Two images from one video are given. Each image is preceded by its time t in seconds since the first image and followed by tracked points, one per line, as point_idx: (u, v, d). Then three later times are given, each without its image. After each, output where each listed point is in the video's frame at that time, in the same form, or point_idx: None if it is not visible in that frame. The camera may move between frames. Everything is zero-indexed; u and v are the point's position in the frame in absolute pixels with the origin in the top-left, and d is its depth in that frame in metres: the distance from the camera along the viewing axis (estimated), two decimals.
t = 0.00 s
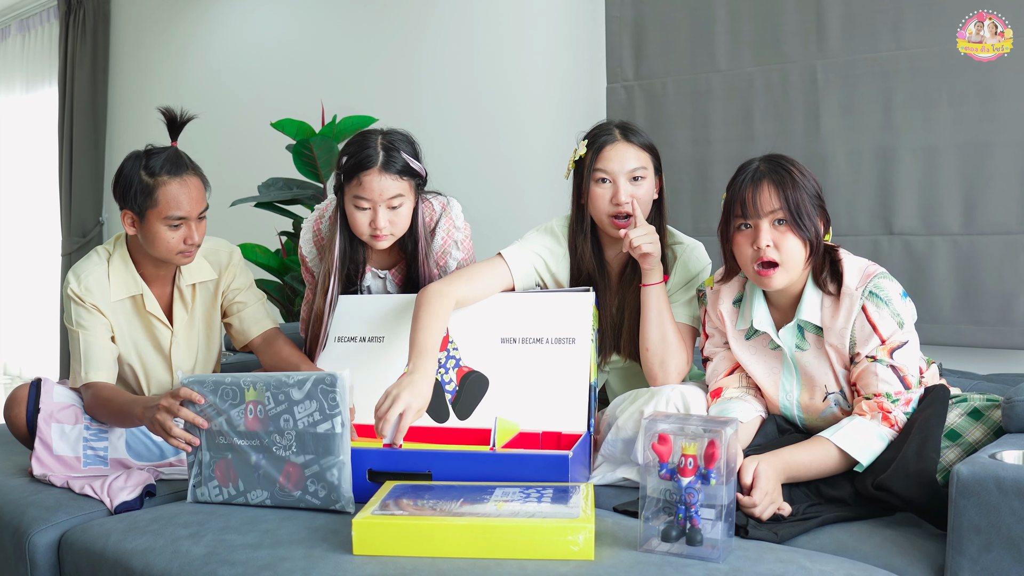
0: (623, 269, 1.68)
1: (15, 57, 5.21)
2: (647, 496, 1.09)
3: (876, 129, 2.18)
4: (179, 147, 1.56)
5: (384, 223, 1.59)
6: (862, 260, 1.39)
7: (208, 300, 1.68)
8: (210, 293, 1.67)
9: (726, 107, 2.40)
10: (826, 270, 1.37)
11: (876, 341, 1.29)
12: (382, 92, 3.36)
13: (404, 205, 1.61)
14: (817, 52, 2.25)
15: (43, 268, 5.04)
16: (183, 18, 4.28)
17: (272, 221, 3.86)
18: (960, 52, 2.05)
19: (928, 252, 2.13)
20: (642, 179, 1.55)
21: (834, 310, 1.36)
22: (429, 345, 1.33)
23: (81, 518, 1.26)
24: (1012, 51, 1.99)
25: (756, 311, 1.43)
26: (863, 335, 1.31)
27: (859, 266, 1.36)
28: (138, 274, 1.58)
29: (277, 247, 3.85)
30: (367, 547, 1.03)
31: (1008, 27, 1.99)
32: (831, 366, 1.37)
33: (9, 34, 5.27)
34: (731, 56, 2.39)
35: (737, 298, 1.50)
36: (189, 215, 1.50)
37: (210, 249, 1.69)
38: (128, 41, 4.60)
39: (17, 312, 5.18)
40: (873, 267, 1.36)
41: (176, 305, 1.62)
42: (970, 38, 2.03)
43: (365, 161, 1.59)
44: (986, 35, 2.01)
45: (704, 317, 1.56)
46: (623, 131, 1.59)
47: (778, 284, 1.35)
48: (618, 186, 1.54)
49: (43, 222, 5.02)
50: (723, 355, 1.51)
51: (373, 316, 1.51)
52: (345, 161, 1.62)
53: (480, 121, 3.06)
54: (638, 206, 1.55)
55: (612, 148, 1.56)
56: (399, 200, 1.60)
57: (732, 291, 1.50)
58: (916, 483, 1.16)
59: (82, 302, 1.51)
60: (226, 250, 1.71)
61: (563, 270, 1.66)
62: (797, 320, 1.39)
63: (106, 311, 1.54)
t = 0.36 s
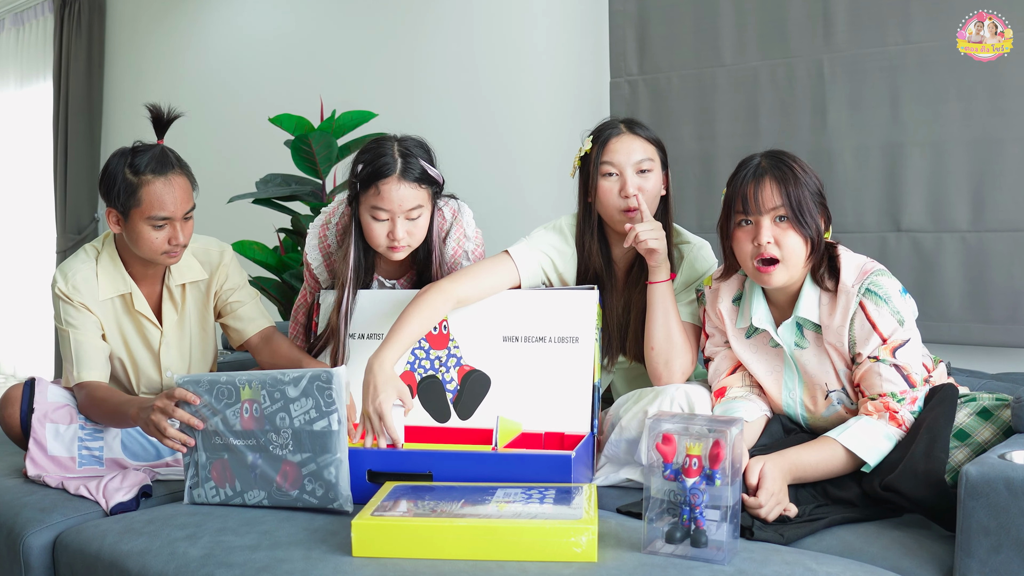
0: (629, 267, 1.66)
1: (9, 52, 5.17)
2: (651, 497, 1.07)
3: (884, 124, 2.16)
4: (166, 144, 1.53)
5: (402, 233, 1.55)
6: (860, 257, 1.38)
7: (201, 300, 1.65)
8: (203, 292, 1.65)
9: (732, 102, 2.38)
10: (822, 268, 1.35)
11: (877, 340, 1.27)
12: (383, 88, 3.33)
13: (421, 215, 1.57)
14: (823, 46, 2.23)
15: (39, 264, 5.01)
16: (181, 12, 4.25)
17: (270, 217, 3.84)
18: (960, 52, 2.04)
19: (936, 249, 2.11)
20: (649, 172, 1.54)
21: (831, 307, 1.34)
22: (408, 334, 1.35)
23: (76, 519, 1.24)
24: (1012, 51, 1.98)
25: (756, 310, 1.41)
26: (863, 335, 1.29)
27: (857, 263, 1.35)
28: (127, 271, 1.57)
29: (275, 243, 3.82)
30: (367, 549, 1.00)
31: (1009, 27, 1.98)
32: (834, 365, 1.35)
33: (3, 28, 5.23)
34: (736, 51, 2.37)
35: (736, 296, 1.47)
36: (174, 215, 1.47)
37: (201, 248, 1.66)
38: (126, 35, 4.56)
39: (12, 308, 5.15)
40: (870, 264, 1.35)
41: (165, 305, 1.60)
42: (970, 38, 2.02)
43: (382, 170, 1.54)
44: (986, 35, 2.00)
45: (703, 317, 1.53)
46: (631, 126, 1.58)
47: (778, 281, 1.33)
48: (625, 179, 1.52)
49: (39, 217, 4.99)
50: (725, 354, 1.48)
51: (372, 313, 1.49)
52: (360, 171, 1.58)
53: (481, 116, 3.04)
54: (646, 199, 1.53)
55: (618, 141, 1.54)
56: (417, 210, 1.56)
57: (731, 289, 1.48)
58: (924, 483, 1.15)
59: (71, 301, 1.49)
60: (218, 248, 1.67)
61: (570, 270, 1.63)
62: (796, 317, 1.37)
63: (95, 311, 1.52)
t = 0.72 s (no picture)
0: (633, 264, 1.63)
1: (3, 46, 5.13)
2: (655, 498, 1.05)
3: (892, 119, 2.14)
4: (164, 145, 1.51)
5: (389, 236, 1.54)
6: (864, 255, 1.34)
7: (201, 300, 1.63)
8: (202, 291, 1.63)
9: (737, 97, 2.36)
10: (827, 267, 1.33)
11: (882, 339, 1.24)
12: (384, 82, 3.31)
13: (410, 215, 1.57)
14: (830, 40, 2.21)
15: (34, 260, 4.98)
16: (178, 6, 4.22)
17: (269, 213, 3.82)
18: (960, 52, 2.03)
19: (945, 246, 2.09)
20: (652, 164, 1.52)
21: (835, 306, 1.32)
22: (403, 352, 1.30)
23: (71, 521, 1.22)
24: (1012, 51, 1.98)
25: (760, 308, 1.39)
26: (868, 333, 1.26)
27: (860, 261, 1.32)
28: (124, 270, 1.54)
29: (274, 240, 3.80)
30: (365, 550, 0.99)
31: (1009, 27, 1.98)
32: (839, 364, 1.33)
33: None
34: (741, 45, 2.34)
35: (741, 294, 1.45)
36: (169, 219, 1.45)
37: (199, 248, 1.63)
38: (124, 30, 4.52)
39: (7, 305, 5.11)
40: (874, 262, 1.31)
41: (162, 305, 1.57)
42: (970, 38, 2.02)
43: (369, 176, 1.52)
44: (987, 35, 2.00)
45: (707, 315, 1.51)
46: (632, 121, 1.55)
47: (777, 279, 1.31)
48: (626, 172, 1.51)
49: (34, 213, 4.96)
50: (729, 352, 1.46)
51: (373, 314, 1.48)
52: (344, 175, 1.55)
53: (483, 111, 3.02)
54: (651, 192, 1.51)
55: (620, 134, 1.53)
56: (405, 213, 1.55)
57: (735, 286, 1.46)
58: (933, 484, 1.12)
59: (66, 300, 1.47)
60: (217, 249, 1.64)
61: (572, 269, 1.61)
62: (799, 317, 1.35)
63: (90, 310, 1.50)
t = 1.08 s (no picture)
0: (636, 262, 1.62)
1: None
2: (659, 499, 1.03)
3: (899, 114, 2.12)
4: (162, 141, 1.49)
5: (411, 189, 1.63)
6: (868, 253, 1.32)
7: (203, 299, 1.60)
8: (203, 290, 1.60)
9: (742, 91, 2.34)
10: (830, 267, 1.32)
11: (887, 338, 1.23)
12: (385, 78, 3.28)
13: (430, 175, 1.66)
14: (836, 34, 2.20)
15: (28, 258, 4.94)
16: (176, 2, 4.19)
17: (267, 210, 3.80)
18: (960, 52, 2.03)
19: (953, 243, 2.07)
20: (654, 171, 1.50)
21: (839, 306, 1.30)
22: (414, 355, 1.27)
23: (67, 522, 1.20)
24: (1012, 51, 1.97)
25: (763, 308, 1.37)
26: (873, 332, 1.25)
27: (864, 260, 1.30)
28: (121, 268, 1.52)
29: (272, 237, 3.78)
30: (365, 552, 0.97)
31: (1009, 27, 1.98)
32: (843, 365, 1.31)
33: None
34: (747, 39, 2.33)
35: (744, 293, 1.43)
36: (165, 216, 1.43)
37: (201, 249, 1.61)
38: (122, 24, 4.49)
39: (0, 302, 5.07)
40: (877, 260, 1.29)
41: (159, 305, 1.55)
42: (970, 38, 2.01)
43: (396, 131, 1.65)
44: (986, 35, 2.00)
45: (711, 314, 1.50)
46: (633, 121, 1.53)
47: (778, 279, 1.29)
48: (631, 179, 1.48)
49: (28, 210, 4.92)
50: (733, 352, 1.45)
51: (372, 312, 1.46)
52: (372, 135, 1.68)
53: (484, 107, 3.00)
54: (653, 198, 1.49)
55: (622, 140, 1.50)
56: (426, 169, 1.65)
57: (739, 285, 1.44)
58: (941, 485, 1.10)
59: (63, 297, 1.46)
60: (219, 250, 1.62)
61: (575, 266, 1.59)
62: (803, 317, 1.33)
63: (87, 308, 1.48)
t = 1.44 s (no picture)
0: (642, 258, 1.60)
1: None
2: (662, 500, 1.01)
3: (907, 109, 2.10)
4: (167, 138, 1.47)
5: (460, 146, 1.88)
6: (874, 252, 1.31)
7: (200, 302, 1.57)
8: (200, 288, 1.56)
9: (748, 85, 2.33)
10: (831, 267, 1.30)
11: (893, 337, 1.21)
12: (386, 74, 3.26)
13: (478, 133, 1.90)
14: (843, 28, 2.18)
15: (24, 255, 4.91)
16: None
17: (266, 207, 3.78)
18: (960, 52, 2.02)
19: (962, 240, 2.06)
20: (658, 165, 1.48)
21: (844, 306, 1.28)
22: (420, 360, 1.25)
23: (62, 523, 1.18)
24: (1012, 51, 1.96)
25: (768, 307, 1.35)
26: (878, 331, 1.23)
27: (870, 258, 1.29)
28: (119, 265, 1.51)
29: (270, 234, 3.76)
30: (365, 554, 0.95)
31: (1009, 27, 1.96)
32: (847, 364, 1.29)
33: None
34: (752, 33, 2.31)
35: (749, 292, 1.41)
36: (168, 215, 1.41)
37: (197, 245, 1.59)
38: (120, 19, 4.46)
39: None
40: (883, 259, 1.28)
41: (156, 303, 1.53)
42: (970, 38, 2.00)
43: (442, 95, 1.90)
44: (986, 35, 1.98)
45: (716, 313, 1.48)
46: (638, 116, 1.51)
47: (772, 279, 1.27)
48: (632, 175, 1.47)
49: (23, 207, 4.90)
50: (738, 351, 1.43)
51: (371, 312, 1.44)
52: (424, 101, 1.94)
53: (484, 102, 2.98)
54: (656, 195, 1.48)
55: (624, 133, 1.48)
56: (472, 126, 1.89)
57: (743, 284, 1.42)
58: (949, 486, 1.08)
59: (59, 294, 1.44)
60: (215, 245, 1.58)
61: (580, 264, 1.57)
62: (807, 317, 1.31)
63: (84, 305, 1.47)
